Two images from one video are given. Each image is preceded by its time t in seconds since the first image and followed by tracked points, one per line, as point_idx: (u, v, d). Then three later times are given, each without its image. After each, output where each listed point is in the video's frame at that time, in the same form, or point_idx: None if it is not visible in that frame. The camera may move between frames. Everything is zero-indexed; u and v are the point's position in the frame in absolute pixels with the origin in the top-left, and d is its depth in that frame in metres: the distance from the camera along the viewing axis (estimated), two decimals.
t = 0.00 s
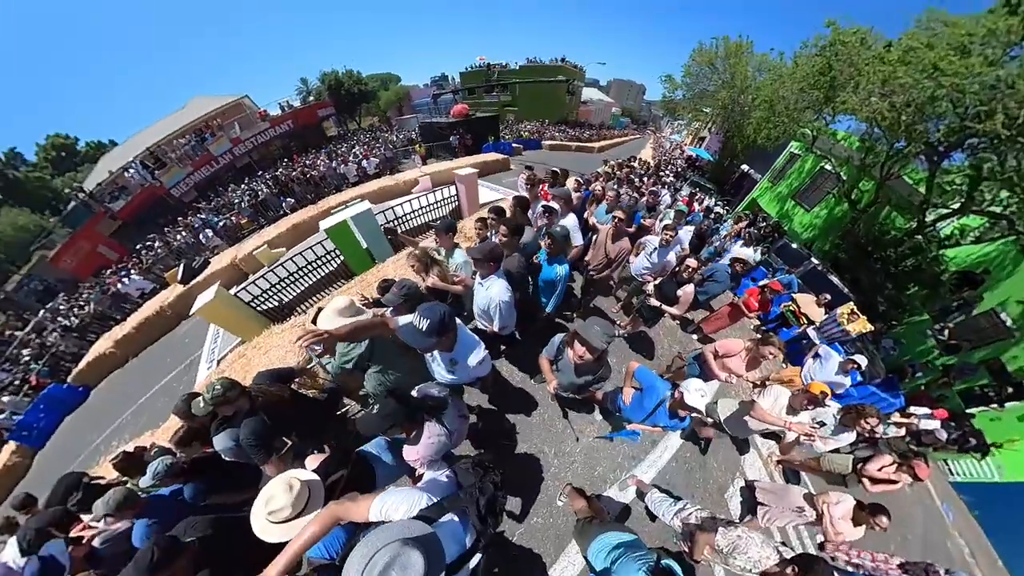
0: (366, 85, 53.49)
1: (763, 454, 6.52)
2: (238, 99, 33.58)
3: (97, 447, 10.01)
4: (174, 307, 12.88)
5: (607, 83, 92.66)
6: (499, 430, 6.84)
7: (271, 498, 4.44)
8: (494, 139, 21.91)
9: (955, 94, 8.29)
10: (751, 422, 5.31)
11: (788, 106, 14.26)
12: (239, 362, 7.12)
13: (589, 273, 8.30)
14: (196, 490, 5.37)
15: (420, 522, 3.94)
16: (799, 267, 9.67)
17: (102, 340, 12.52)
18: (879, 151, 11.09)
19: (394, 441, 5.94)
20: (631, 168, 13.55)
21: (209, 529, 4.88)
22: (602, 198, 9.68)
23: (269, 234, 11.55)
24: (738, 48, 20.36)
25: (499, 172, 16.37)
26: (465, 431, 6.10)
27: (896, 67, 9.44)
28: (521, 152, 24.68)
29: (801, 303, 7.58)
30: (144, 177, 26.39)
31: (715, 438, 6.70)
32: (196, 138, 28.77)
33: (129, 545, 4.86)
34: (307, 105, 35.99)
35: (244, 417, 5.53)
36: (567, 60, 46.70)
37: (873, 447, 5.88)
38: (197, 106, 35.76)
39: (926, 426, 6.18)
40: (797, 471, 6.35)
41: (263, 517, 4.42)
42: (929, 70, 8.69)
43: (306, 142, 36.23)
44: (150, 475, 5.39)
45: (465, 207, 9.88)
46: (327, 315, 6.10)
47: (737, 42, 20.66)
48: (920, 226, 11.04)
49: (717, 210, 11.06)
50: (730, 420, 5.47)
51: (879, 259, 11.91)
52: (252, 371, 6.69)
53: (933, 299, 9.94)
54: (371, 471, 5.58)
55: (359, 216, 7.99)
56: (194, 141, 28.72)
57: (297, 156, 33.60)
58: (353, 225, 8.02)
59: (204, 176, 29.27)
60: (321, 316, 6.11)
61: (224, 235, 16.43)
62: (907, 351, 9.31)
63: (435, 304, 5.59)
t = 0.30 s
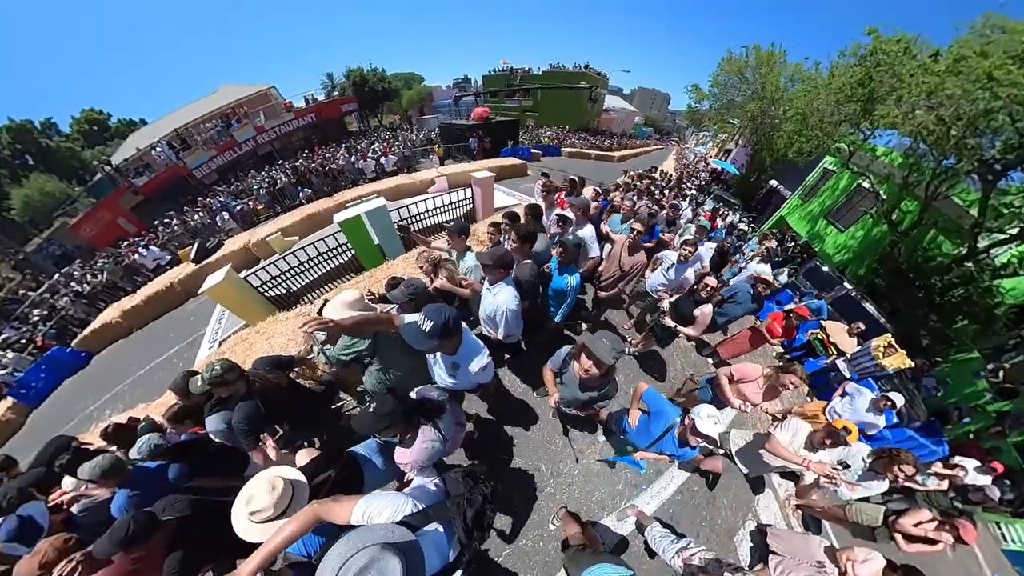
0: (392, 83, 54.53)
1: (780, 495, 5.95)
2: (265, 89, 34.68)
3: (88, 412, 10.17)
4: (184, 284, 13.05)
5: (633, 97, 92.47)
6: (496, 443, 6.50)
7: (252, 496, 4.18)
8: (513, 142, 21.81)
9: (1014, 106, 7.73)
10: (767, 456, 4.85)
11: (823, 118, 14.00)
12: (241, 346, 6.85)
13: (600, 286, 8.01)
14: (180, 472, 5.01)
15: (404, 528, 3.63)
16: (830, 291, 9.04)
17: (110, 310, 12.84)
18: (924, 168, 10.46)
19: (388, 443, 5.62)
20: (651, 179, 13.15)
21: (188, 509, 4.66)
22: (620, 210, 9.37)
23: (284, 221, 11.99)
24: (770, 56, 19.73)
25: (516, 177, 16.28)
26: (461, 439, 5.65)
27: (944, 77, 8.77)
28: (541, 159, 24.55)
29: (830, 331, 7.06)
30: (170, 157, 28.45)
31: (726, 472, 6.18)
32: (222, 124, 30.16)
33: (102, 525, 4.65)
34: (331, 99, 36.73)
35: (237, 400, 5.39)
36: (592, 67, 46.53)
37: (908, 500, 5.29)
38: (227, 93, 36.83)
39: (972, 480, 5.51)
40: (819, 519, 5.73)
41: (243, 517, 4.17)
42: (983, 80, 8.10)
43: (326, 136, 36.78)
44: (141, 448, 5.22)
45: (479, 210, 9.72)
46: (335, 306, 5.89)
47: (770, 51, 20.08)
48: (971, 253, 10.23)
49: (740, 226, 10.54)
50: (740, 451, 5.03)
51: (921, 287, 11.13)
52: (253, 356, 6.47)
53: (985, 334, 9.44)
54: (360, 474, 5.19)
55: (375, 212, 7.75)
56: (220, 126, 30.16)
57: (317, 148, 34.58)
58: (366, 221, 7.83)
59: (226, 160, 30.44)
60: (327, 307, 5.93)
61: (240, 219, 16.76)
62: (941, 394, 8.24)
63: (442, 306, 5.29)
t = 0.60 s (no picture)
0: (417, 83, 55.27)
1: (799, 546, 5.40)
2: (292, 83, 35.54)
3: (90, 380, 10.36)
4: (199, 266, 13.70)
5: (660, 111, 91.43)
6: (495, 460, 6.19)
7: (251, 488, 3.97)
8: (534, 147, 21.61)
9: None
10: (783, 502, 4.34)
11: (863, 134, 13.30)
12: (247, 334, 6.84)
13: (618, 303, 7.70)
14: (174, 456, 4.74)
15: (399, 546, 3.39)
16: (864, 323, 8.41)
17: (125, 283, 13.35)
18: (982, 190, 9.72)
19: (387, 451, 5.28)
20: (672, 191, 12.68)
21: (178, 496, 4.41)
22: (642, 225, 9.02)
23: (301, 214, 12.16)
24: (807, 67, 19.15)
25: (534, 185, 16.16)
26: (461, 453, 5.43)
27: (1002, 91, 8.23)
28: (560, 166, 24.25)
29: (864, 367, 6.46)
30: (197, 141, 28.98)
31: (741, 515, 5.67)
32: (249, 113, 31.29)
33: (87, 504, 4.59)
34: (355, 96, 37.41)
35: (240, 393, 5.06)
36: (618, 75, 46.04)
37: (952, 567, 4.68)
38: (258, 85, 37.75)
39: None
40: None
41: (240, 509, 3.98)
42: None
43: (348, 132, 37.76)
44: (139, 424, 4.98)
45: (496, 216, 9.56)
46: (347, 309, 5.74)
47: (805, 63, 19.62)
48: None
49: (766, 247, 9.97)
50: (754, 492, 4.53)
51: (974, 320, 10.02)
52: (258, 347, 6.35)
53: None
54: (356, 483, 4.84)
55: (392, 213, 7.66)
56: (247, 116, 31.25)
57: (339, 143, 35.45)
58: (383, 221, 7.70)
59: (249, 148, 31.39)
60: (340, 309, 5.77)
61: (258, 207, 17.11)
62: (999, 448, 7.79)
63: (455, 320, 5.12)
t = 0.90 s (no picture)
0: (442, 85, 55.78)
1: None
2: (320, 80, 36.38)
3: (97, 351, 10.70)
4: (215, 250, 14.16)
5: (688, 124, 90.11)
6: (497, 479, 5.86)
7: (244, 482, 3.81)
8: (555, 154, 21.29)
9: None
10: (800, 553, 4.07)
11: (911, 149, 12.89)
12: (255, 322, 6.81)
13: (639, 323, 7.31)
14: (168, 437, 4.65)
15: None
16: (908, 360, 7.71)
17: (143, 261, 13.85)
18: None
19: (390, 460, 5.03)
20: (697, 205, 12.14)
21: (167, 483, 4.20)
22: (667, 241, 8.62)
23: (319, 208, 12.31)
24: (848, 77, 18.84)
25: (553, 193, 15.97)
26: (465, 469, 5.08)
27: None
28: (581, 174, 23.80)
29: (908, 407, 5.71)
30: (224, 129, 30.04)
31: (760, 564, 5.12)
32: (276, 106, 32.01)
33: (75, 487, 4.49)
34: (380, 95, 37.95)
35: (241, 386, 4.85)
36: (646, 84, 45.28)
37: None
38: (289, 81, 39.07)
39: None
40: None
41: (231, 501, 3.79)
42: None
43: (371, 130, 37.77)
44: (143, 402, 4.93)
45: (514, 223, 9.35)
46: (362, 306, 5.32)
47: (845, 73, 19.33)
48: None
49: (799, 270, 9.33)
50: (767, 539, 4.37)
51: None
52: (265, 338, 6.24)
53: None
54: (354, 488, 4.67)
55: (408, 212, 7.56)
56: (274, 108, 31.95)
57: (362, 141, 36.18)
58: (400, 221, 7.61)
59: (273, 140, 31.99)
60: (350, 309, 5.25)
61: (278, 198, 17.39)
62: None
63: (474, 335, 4.96)
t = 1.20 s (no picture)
0: (465, 89, 56.26)
1: None
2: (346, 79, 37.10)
3: (111, 325, 10.93)
4: (234, 237, 14.47)
5: (716, 137, 88.11)
6: (499, 493, 5.57)
7: (248, 461, 3.52)
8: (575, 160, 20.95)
9: None
10: None
11: (964, 165, 12.16)
12: (268, 310, 6.82)
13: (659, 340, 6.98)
14: (174, 411, 4.48)
15: None
16: (954, 400, 7.06)
17: (163, 240, 14.14)
18: None
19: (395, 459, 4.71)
20: (722, 220, 11.64)
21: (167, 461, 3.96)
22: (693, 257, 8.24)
23: (339, 203, 12.44)
24: (894, 85, 16.28)
25: (573, 202, 15.71)
26: (470, 478, 4.83)
27: None
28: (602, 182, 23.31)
29: (957, 453, 5.20)
30: (252, 121, 31.07)
31: None
32: (304, 103, 33.18)
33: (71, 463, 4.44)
34: (404, 96, 38.62)
35: (250, 372, 4.54)
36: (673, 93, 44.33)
37: None
38: (317, 79, 40.09)
39: None
40: None
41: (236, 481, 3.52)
42: None
43: (393, 129, 38.66)
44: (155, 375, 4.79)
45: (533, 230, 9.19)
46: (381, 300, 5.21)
47: (895, 77, 16.62)
48: None
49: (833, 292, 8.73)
50: None
51: None
52: (277, 327, 6.20)
53: None
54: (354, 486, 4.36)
55: (427, 213, 7.52)
56: (302, 105, 33.12)
57: (384, 140, 36.77)
58: (418, 220, 7.63)
59: (299, 134, 33.40)
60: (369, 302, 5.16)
61: (299, 190, 17.68)
62: None
63: (495, 335, 4.59)
